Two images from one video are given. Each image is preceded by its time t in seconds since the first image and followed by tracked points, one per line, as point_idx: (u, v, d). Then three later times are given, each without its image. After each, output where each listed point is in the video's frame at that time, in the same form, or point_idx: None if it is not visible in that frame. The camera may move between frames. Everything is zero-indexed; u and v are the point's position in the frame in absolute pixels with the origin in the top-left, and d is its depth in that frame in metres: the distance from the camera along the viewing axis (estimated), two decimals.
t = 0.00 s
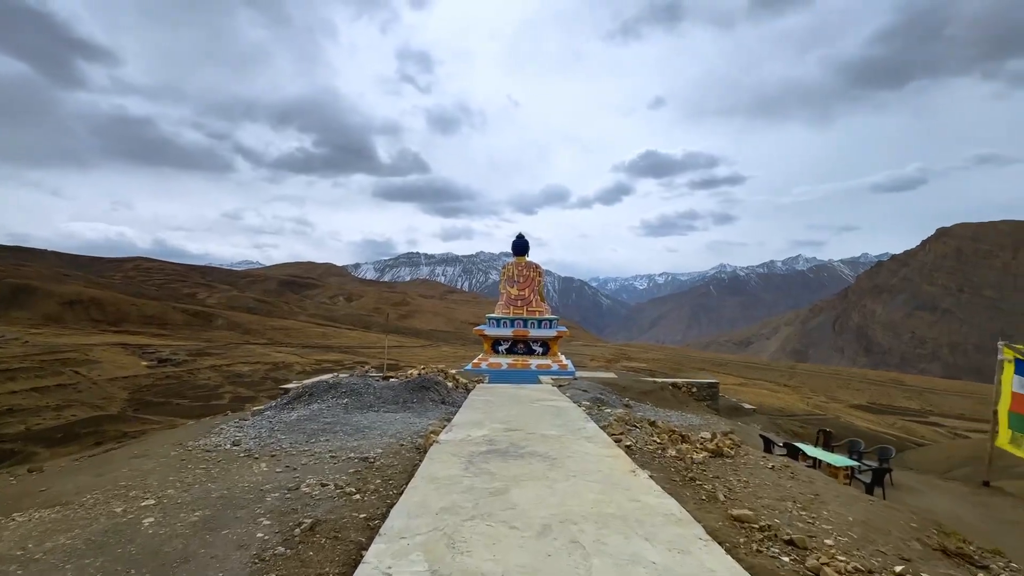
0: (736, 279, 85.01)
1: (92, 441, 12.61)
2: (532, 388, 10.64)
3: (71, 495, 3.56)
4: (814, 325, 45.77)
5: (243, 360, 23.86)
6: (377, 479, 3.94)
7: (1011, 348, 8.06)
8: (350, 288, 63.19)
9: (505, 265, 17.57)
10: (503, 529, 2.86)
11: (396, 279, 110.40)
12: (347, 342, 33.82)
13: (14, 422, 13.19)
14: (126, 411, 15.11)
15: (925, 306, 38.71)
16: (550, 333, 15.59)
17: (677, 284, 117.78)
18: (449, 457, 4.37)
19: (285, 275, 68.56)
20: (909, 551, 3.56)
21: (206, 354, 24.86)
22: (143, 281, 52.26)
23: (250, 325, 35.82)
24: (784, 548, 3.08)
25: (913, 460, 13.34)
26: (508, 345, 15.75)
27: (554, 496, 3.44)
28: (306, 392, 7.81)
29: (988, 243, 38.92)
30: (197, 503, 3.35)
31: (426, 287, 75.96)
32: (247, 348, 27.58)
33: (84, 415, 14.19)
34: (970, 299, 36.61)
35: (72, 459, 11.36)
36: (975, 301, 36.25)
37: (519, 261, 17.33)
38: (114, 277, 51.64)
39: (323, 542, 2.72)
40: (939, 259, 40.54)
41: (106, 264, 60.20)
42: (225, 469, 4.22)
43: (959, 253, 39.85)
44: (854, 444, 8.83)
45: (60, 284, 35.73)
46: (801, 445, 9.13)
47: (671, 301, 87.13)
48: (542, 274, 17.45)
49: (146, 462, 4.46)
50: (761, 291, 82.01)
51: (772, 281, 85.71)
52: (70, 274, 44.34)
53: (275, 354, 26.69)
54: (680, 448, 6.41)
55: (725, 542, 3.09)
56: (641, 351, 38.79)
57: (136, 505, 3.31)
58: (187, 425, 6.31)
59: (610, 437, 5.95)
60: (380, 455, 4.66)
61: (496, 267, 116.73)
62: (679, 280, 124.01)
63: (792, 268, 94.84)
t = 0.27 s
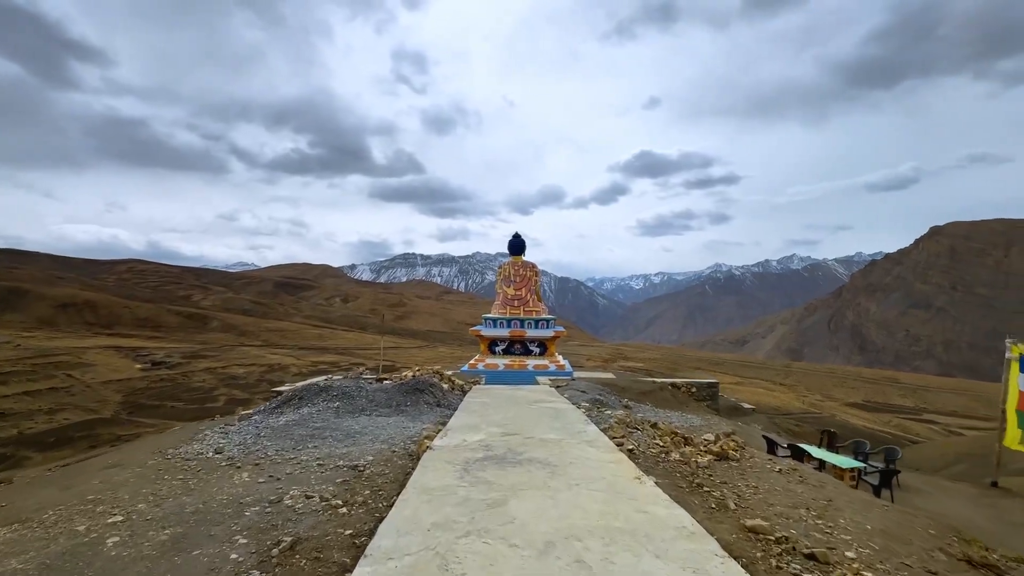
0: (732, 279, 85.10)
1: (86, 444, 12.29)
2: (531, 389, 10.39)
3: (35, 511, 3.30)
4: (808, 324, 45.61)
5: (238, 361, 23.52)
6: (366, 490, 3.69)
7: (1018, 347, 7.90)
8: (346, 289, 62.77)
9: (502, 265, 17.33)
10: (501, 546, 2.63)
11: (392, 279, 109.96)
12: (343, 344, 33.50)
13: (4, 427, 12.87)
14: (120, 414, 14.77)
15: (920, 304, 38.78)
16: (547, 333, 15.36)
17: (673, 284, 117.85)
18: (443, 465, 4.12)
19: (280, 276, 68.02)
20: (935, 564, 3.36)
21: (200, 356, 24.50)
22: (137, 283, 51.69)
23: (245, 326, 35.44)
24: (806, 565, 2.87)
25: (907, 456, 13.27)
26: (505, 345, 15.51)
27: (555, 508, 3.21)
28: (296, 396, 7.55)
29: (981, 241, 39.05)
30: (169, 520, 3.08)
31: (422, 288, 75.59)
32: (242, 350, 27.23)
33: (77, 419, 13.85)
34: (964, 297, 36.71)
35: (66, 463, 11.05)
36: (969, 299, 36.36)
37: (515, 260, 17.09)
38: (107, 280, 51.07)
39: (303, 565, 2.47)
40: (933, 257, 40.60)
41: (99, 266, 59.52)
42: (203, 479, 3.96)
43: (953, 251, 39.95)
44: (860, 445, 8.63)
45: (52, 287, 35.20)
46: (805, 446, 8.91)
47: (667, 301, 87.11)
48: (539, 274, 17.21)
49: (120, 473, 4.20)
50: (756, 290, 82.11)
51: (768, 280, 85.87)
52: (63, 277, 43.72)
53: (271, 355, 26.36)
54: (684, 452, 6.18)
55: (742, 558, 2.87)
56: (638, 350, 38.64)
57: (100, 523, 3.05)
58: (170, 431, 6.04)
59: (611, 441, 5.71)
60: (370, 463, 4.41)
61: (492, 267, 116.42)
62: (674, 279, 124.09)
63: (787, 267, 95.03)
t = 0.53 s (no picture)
0: (729, 278, 85.03)
1: (82, 447, 11.99)
2: (529, 391, 10.14)
3: None
4: (804, 323, 45.33)
5: (235, 363, 23.22)
6: (353, 507, 3.42)
7: None
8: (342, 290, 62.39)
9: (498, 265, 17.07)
10: None
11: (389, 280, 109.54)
12: (340, 344, 33.22)
13: None
14: (116, 416, 14.45)
15: (916, 304, 38.72)
16: (545, 334, 15.11)
17: (670, 283, 117.74)
18: (437, 477, 3.86)
19: (276, 277, 67.60)
20: None
21: (197, 357, 24.18)
22: (133, 284, 51.25)
23: (242, 327, 35.10)
24: None
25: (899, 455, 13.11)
26: (502, 346, 15.26)
27: (557, 528, 2.96)
28: (285, 401, 7.26)
29: (977, 240, 39.04)
30: (134, 545, 2.81)
31: (419, 288, 75.24)
32: (239, 351, 26.91)
33: (73, 421, 13.54)
34: (960, 297, 36.70)
35: (62, 466, 10.77)
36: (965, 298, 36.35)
37: (512, 260, 16.83)
38: (102, 281, 50.62)
39: None
40: (929, 256, 40.46)
41: (93, 267, 58.99)
42: (178, 495, 3.68)
43: (949, 250, 39.91)
44: (867, 448, 8.43)
45: (46, 288, 34.78)
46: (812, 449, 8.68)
47: (665, 300, 86.96)
48: (536, 273, 16.96)
49: (88, 488, 3.92)
50: (753, 289, 82.04)
51: (764, 279, 85.85)
52: (58, 278, 43.25)
53: (268, 356, 26.06)
54: (688, 458, 5.92)
55: None
56: (635, 350, 38.39)
57: (56, 550, 2.80)
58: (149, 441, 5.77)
59: (614, 448, 5.43)
60: (359, 474, 4.13)
61: (489, 267, 116.07)
62: (672, 279, 123.99)
63: (784, 266, 95.04)
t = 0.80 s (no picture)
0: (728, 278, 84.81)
1: (82, 447, 11.73)
2: (528, 392, 9.89)
3: None
4: (803, 322, 45.17)
5: (236, 363, 22.96)
6: (335, 519, 3.16)
7: None
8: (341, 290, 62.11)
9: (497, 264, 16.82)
10: None
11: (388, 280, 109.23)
12: (339, 345, 32.98)
13: None
14: (115, 416, 14.19)
15: (915, 303, 38.54)
16: (544, 334, 14.87)
17: (669, 283, 117.52)
18: (427, 486, 3.60)
19: (275, 277, 67.29)
20: None
21: (196, 358, 23.92)
22: (132, 284, 50.98)
23: (241, 328, 34.84)
24: None
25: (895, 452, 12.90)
26: (501, 346, 15.02)
27: (555, 543, 2.71)
28: (274, 403, 7.01)
29: (976, 239, 38.88)
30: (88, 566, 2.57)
31: (419, 288, 74.96)
32: (238, 351, 26.65)
33: (72, 422, 13.29)
34: (959, 296, 36.60)
35: (60, 467, 10.52)
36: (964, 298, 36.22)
37: (511, 259, 16.59)
38: (101, 281, 50.34)
39: None
40: (928, 255, 40.30)
41: (92, 267, 58.66)
42: (145, 507, 3.43)
43: (947, 250, 39.74)
44: (874, 450, 8.20)
45: (44, 288, 34.49)
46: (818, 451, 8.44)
47: (664, 300, 86.74)
48: (535, 272, 16.71)
49: (54, 498, 3.69)
50: (753, 289, 81.83)
51: (763, 279, 85.67)
52: (57, 278, 42.94)
53: (268, 356, 25.82)
54: (693, 462, 5.66)
55: None
56: (634, 350, 38.14)
57: (2, 573, 2.58)
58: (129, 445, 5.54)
59: (615, 451, 5.18)
60: (345, 482, 3.88)
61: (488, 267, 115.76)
62: (671, 279, 123.73)
63: (783, 266, 94.82)
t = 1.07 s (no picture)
0: (731, 278, 84.33)
1: (85, 446, 11.52)
2: (531, 394, 9.60)
3: None
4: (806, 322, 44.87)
5: (239, 362, 22.75)
6: (316, 540, 2.89)
7: None
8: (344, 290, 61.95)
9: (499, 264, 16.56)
10: None
11: (391, 280, 109.04)
12: (341, 344, 32.77)
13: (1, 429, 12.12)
14: (118, 416, 13.97)
15: (919, 303, 38.14)
16: (546, 334, 14.59)
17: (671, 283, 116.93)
18: (419, 501, 3.33)
19: (278, 277, 67.18)
20: None
21: (199, 357, 23.72)
22: (135, 284, 50.88)
23: (245, 327, 34.67)
24: None
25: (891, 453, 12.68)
26: (502, 347, 14.75)
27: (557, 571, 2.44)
28: (265, 407, 6.75)
29: (980, 239, 38.46)
30: None
31: (421, 288, 74.73)
32: (241, 351, 26.45)
33: (75, 421, 13.07)
34: (962, 296, 36.17)
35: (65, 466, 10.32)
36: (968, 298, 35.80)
37: (513, 258, 16.32)
38: (104, 281, 50.26)
39: None
40: (932, 255, 39.89)
41: (95, 267, 58.62)
42: (112, 526, 3.16)
43: (952, 249, 39.32)
44: (888, 456, 7.91)
45: (48, 288, 34.40)
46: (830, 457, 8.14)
47: (666, 300, 86.28)
48: (537, 272, 16.43)
49: (18, 514, 3.45)
50: (755, 289, 81.32)
51: (766, 279, 85.10)
52: (60, 278, 42.88)
53: (271, 356, 25.61)
54: (703, 471, 5.36)
55: None
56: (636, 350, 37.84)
57: None
58: (112, 452, 5.31)
59: (621, 460, 4.88)
60: (331, 496, 3.60)
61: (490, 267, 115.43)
62: (673, 279, 123.13)
63: (787, 266, 94.19)
